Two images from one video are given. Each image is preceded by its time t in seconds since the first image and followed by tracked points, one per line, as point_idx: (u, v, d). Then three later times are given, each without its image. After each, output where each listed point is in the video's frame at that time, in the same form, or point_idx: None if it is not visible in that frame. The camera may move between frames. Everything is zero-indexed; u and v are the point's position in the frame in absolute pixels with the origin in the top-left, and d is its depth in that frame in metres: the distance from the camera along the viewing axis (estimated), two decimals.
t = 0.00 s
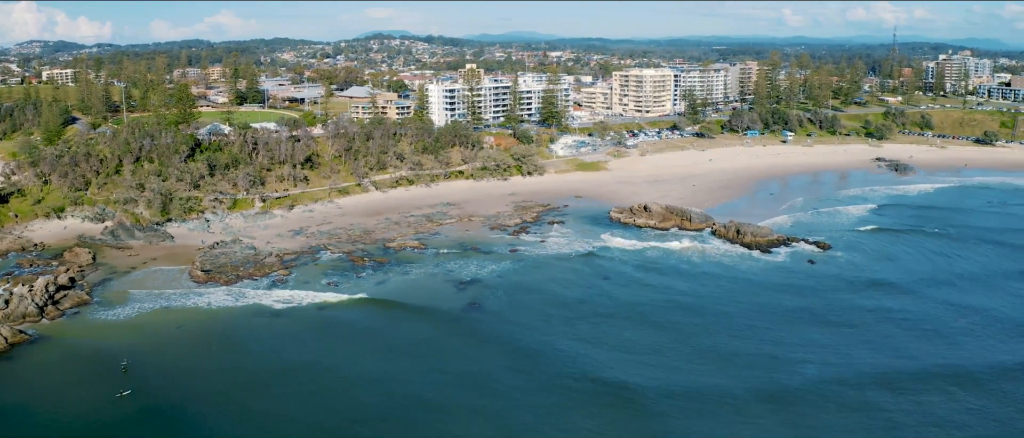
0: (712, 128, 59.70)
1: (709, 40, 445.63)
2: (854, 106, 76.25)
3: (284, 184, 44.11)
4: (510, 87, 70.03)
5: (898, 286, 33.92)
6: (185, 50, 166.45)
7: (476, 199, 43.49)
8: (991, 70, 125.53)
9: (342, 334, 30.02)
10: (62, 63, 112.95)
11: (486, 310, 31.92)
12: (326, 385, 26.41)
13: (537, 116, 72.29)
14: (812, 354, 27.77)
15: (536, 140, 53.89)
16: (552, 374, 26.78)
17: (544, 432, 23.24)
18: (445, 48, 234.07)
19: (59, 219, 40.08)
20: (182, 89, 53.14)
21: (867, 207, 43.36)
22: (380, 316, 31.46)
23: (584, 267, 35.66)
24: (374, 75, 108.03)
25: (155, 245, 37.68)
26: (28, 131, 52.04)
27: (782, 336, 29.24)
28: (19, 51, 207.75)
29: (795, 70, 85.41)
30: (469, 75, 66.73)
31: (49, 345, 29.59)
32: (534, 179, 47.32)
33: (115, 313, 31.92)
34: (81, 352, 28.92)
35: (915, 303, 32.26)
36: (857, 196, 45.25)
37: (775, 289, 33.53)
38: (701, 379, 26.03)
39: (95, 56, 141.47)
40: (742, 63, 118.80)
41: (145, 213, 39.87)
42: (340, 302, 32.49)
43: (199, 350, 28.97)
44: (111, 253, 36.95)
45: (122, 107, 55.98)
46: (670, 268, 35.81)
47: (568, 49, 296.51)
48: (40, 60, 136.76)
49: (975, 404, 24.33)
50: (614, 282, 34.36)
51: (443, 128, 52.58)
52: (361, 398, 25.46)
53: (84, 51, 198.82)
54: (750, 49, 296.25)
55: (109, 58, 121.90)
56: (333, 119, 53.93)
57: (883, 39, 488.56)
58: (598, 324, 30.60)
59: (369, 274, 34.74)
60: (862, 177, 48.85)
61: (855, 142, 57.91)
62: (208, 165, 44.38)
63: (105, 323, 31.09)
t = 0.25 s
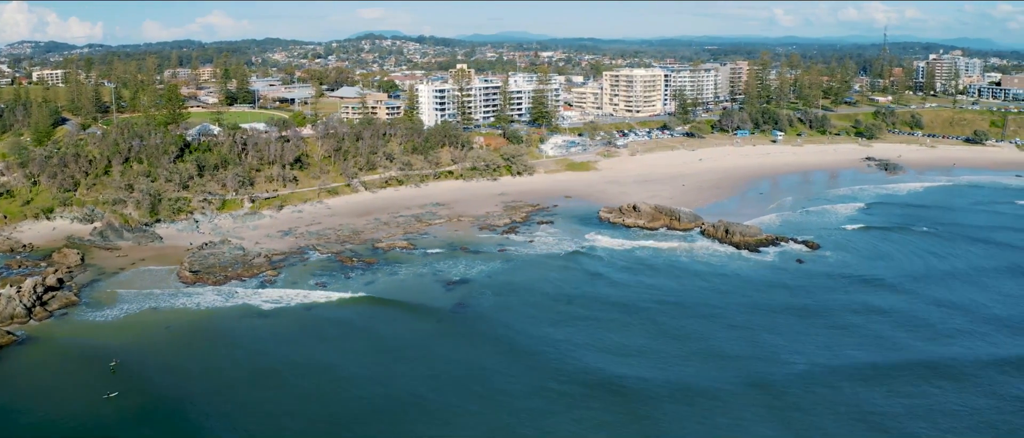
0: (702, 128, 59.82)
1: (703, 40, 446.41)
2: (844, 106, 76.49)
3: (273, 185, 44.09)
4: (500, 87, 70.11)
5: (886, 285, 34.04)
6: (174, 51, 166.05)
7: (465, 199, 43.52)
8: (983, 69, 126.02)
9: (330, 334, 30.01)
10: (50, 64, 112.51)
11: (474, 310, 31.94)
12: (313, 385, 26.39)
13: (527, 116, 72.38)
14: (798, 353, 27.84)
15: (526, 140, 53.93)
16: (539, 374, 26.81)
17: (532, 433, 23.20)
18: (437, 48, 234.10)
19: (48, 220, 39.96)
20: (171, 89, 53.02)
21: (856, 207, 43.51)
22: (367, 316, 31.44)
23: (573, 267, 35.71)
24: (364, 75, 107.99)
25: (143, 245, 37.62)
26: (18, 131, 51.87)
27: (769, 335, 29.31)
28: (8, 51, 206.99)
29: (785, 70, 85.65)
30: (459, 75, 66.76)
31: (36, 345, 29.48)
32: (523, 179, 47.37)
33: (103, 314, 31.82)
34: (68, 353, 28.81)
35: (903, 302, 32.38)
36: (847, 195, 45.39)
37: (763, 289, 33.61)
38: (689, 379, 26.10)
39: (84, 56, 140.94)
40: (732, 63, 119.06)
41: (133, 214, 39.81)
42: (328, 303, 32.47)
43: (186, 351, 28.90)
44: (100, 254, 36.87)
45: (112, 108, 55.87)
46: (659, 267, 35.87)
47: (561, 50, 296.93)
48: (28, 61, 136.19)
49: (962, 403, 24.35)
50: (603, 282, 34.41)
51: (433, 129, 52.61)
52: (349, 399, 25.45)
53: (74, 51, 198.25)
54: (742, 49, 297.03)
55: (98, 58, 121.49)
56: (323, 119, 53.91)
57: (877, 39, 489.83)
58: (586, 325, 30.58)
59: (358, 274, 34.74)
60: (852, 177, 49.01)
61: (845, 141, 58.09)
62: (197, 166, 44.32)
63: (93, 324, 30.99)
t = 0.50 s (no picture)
0: (692, 128, 59.94)
1: (696, 40, 447.23)
2: (834, 106, 76.77)
3: (262, 185, 44.08)
4: (490, 88, 70.21)
5: (873, 284, 34.16)
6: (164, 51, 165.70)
7: (454, 199, 43.55)
8: (972, 69, 126.69)
9: (317, 334, 29.97)
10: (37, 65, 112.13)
11: (462, 310, 31.94)
12: (300, 386, 26.35)
13: (516, 115, 72.47)
14: (785, 351, 27.92)
15: (515, 140, 53.99)
16: (527, 373, 26.83)
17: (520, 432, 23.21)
18: (429, 48, 234.23)
19: (37, 221, 39.85)
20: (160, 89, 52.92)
21: (845, 206, 43.65)
22: (355, 316, 31.44)
23: (562, 267, 35.74)
24: (354, 75, 107.97)
25: (132, 246, 37.56)
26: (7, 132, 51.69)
27: (756, 334, 29.37)
28: None
29: (775, 70, 85.91)
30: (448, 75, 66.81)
31: (22, 346, 29.33)
32: (513, 179, 47.42)
33: (90, 315, 31.72)
34: (55, 354, 28.68)
35: (890, 301, 32.50)
36: (836, 195, 45.53)
37: (751, 288, 33.67)
38: (675, 378, 26.14)
39: (73, 56, 140.49)
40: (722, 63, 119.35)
41: (122, 215, 39.76)
42: (315, 303, 32.44)
43: (173, 352, 28.83)
44: (88, 255, 36.79)
45: (102, 109, 55.79)
46: (647, 267, 35.92)
47: (553, 50, 297.47)
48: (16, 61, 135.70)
49: (948, 401, 24.45)
50: (592, 281, 34.45)
51: (422, 129, 52.65)
52: (336, 399, 25.43)
53: (63, 52, 197.69)
54: (735, 48, 297.89)
55: (86, 59, 121.14)
56: (312, 119, 53.89)
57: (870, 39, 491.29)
58: (574, 324, 30.61)
59: (346, 275, 34.73)
60: (842, 176, 49.15)
61: (835, 141, 58.27)
62: (186, 166, 44.26)
63: (79, 325, 30.87)
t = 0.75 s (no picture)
0: (680, 127, 60.12)
1: (689, 40, 448.29)
2: (822, 105, 77.11)
3: (248, 186, 44.07)
4: (478, 88, 70.34)
5: (858, 282, 34.32)
6: (152, 52, 165.07)
7: (442, 199, 43.59)
8: (959, 69, 127.55)
9: (302, 335, 29.93)
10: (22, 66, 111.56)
11: (449, 309, 31.99)
12: (286, 386, 26.32)
13: (504, 115, 72.60)
14: (770, 350, 28.02)
15: (503, 140, 54.07)
16: (514, 372, 26.89)
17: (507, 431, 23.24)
18: (419, 49, 234.41)
19: (24, 222, 39.69)
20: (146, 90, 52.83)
21: (832, 205, 43.82)
22: (342, 317, 31.39)
23: (549, 266, 35.80)
24: (343, 75, 108.02)
25: (118, 247, 37.50)
26: None
27: (742, 333, 29.48)
28: None
29: (763, 70, 86.24)
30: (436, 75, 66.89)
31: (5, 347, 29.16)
32: (500, 178, 47.51)
33: (75, 316, 31.60)
34: (39, 355, 28.52)
35: (875, 299, 32.65)
36: (824, 194, 45.71)
37: (737, 287, 33.80)
38: (661, 376, 26.23)
39: (59, 57, 139.89)
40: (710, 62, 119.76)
41: (109, 216, 39.67)
42: (300, 304, 32.41)
43: (158, 353, 28.73)
44: (74, 256, 36.68)
45: (90, 110, 55.69)
46: (634, 267, 36.01)
47: (544, 51, 298.07)
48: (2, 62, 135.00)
49: (933, 398, 24.58)
50: (578, 281, 34.52)
51: (410, 129, 52.70)
52: (322, 399, 25.42)
53: (50, 52, 196.91)
54: (726, 48, 298.49)
55: (72, 60, 120.61)
56: (300, 119, 53.88)
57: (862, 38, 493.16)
58: (560, 323, 30.69)
59: (332, 275, 34.73)
60: (830, 175, 49.34)
61: (823, 140, 58.49)
62: (173, 167, 44.19)
63: (64, 326, 30.74)
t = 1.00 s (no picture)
0: (667, 127, 60.31)
1: (680, 40, 449.34)
2: (809, 105, 77.50)
3: (235, 186, 44.06)
4: (465, 88, 70.50)
5: (842, 280, 34.51)
6: (139, 53, 164.45)
7: (428, 199, 43.65)
8: (945, 69, 128.54)
9: (286, 335, 29.83)
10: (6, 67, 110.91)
11: (434, 308, 32.02)
12: (270, 386, 26.20)
13: (491, 115, 72.76)
14: (754, 346, 28.14)
15: (489, 140, 54.18)
16: (499, 369, 26.95)
17: (492, 427, 23.29)
18: (408, 49, 234.53)
19: (9, 223, 39.52)
20: (132, 90, 52.73)
21: (817, 204, 44.03)
22: (329, 317, 31.31)
23: (535, 265, 35.89)
24: (330, 75, 108.00)
25: (104, 248, 37.42)
26: None
27: (726, 330, 29.60)
28: None
29: (750, 69, 86.58)
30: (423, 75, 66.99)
31: None
32: (487, 178, 47.62)
33: (58, 317, 31.39)
34: (20, 358, 28.22)
35: (858, 296, 32.84)
36: (810, 193, 45.92)
37: (721, 285, 33.94)
38: (644, 372, 26.32)
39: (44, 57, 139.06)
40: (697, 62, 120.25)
41: (94, 217, 39.55)
42: (285, 304, 32.34)
43: (141, 355, 28.54)
44: (59, 257, 36.56)
45: (76, 110, 55.64)
46: (619, 265, 36.11)
47: (534, 51, 298.65)
48: None
49: (915, 392, 24.77)
50: (564, 280, 34.60)
51: (396, 129, 52.77)
52: (306, 399, 25.33)
53: (36, 53, 195.88)
54: (716, 48, 299.56)
55: (57, 61, 120.01)
56: (286, 120, 53.88)
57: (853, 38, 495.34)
58: (546, 320, 30.76)
59: (317, 275, 34.73)
60: (816, 174, 49.59)
61: (810, 139, 58.76)
62: (159, 168, 44.12)
63: (45, 328, 30.48)
